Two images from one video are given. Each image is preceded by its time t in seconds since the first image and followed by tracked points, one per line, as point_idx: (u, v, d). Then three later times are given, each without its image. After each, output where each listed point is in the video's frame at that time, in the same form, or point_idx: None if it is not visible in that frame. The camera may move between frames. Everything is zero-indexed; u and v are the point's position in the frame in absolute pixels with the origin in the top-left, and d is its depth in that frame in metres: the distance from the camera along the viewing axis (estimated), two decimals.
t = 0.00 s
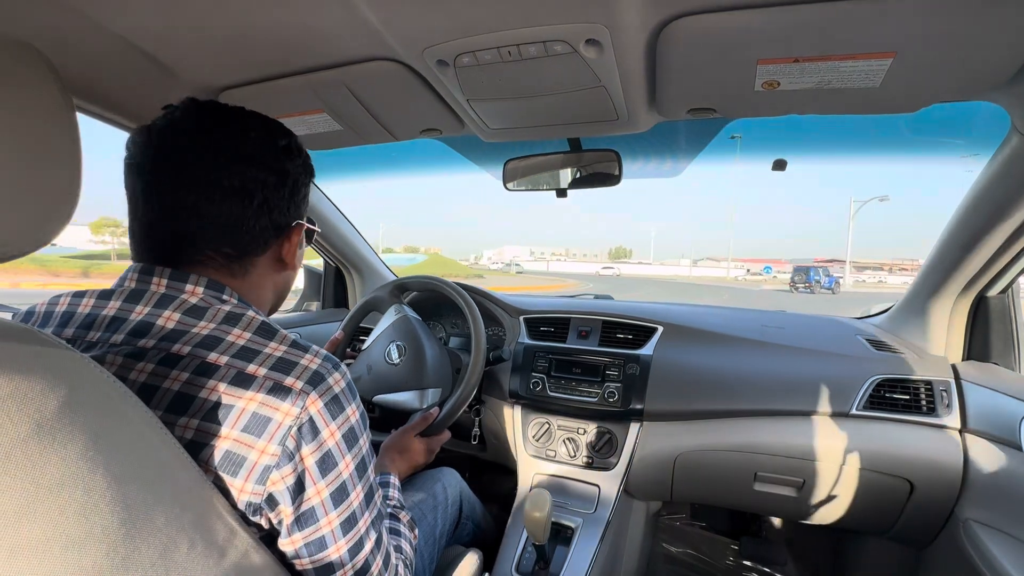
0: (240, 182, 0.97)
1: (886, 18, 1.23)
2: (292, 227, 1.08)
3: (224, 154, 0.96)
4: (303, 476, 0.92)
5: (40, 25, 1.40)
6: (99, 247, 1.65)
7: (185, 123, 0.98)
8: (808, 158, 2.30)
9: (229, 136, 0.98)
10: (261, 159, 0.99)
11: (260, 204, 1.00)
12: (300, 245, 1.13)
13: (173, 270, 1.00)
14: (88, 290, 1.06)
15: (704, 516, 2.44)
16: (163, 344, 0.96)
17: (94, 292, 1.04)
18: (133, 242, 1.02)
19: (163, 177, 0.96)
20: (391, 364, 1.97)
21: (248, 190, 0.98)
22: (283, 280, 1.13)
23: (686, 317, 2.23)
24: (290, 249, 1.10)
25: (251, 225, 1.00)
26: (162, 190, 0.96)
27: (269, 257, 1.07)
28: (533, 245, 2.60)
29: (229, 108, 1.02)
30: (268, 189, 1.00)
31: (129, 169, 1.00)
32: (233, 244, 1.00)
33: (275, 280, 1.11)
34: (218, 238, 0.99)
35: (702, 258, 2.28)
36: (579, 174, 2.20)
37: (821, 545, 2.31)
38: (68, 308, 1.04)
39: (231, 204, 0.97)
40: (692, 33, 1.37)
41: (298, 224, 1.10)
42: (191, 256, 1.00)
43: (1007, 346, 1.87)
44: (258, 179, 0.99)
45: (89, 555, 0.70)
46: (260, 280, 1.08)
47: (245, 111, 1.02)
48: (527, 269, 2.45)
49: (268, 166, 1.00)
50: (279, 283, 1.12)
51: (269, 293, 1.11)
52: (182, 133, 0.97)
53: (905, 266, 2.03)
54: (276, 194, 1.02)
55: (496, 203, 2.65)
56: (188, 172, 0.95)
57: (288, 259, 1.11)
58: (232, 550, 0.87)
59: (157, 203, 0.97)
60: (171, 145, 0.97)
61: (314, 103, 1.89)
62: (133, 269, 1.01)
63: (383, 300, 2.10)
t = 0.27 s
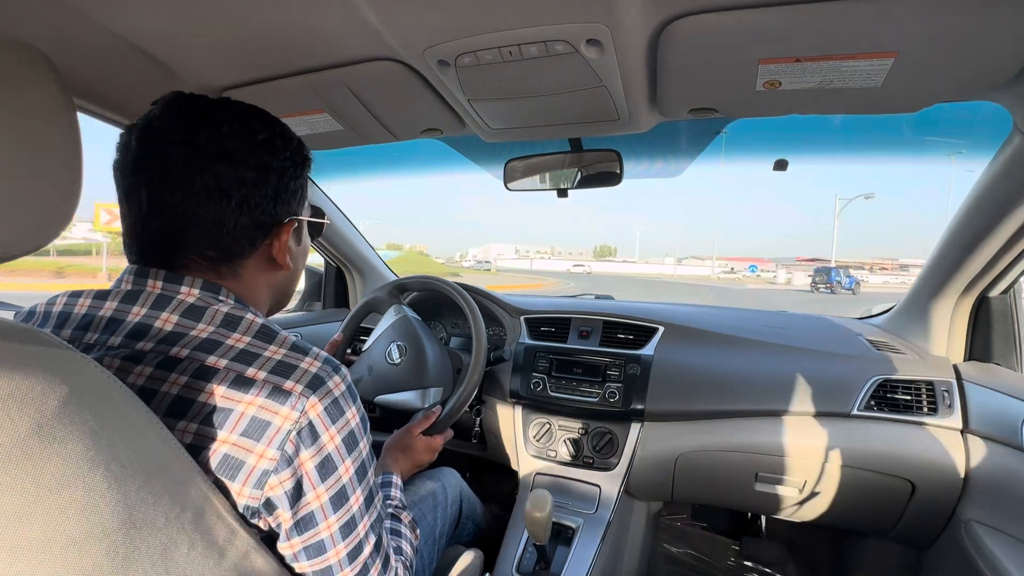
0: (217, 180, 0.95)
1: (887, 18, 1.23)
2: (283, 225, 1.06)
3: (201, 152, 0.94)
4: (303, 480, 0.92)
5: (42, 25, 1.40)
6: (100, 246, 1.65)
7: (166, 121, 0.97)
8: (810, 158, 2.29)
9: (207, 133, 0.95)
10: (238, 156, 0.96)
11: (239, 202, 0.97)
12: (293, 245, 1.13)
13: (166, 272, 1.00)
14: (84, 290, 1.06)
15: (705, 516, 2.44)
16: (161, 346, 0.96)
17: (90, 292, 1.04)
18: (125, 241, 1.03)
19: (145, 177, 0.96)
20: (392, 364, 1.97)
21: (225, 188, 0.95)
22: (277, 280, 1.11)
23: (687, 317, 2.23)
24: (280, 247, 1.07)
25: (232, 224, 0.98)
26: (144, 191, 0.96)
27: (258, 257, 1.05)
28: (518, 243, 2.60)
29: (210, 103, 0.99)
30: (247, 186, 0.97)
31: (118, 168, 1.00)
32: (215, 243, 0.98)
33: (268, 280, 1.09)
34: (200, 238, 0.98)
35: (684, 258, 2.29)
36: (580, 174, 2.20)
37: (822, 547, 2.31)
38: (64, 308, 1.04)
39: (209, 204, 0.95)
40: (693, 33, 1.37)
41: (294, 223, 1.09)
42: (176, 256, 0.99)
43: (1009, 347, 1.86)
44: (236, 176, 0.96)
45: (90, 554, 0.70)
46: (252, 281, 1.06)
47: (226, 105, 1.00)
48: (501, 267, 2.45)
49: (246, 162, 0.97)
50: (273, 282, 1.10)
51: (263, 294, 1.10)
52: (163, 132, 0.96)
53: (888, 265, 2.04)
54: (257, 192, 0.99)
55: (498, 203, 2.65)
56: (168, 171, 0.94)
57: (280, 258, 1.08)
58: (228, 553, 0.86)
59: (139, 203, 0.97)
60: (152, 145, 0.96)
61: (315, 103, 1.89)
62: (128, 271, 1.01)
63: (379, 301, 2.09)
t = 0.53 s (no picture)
0: (214, 177, 0.95)
1: (891, 17, 1.23)
2: (281, 221, 1.06)
3: (198, 149, 0.95)
4: (304, 479, 0.93)
5: (47, 25, 1.41)
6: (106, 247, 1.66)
7: (163, 119, 0.97)
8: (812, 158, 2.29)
9: (203, 129, 0.96)
10: (234, 152, 0.96)
11: (236, 198, 0.97)
12: (292, 242, 1.13)
13: (165, 271, 1.00)
14: (84, 289, 1.06)
15: (706, 516, 2.44)
16: (162, 345, 0.97)
17: (90, 291, 1.05)
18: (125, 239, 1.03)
19: (143, 176, 0.96)
20: (395, 363, 1.98)
21: (222, 185, 0.96)
22: (277, 277, 1.11)
23: (689, 317, 2.23)
24: (279, 245, 1.07)
25: (230, 221, 0.98)
26: (142, 190, 0.96)
27: (256, 254, 1.05)
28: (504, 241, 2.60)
29: (207, 100, 1.00)
30: (244, 182, 0.98)
31: (117, 168, 1.01)
32: (213, 240, 0.99)
33: (268, 277, 1.09)
34: (198, 235, 0.98)
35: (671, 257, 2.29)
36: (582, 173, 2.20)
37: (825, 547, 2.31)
38: (64, 307, 1.05)
39: (206, 200, 0.96)
40: (696, 32, 1.36)
41: (293, 219, 1.09)
42: (175, 253, 1.00)
43: (1013, 346, 1.86)
44: (233, 172, 0.96)
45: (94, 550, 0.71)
46: (251, 278, 1.06)
47: (223, 101, 1.00)
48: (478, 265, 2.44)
49: (242, 157, 0.97)
50: (272, 280, 1.10)
51: (262, 291, 1.10)
52: (161, 130, 0.97)
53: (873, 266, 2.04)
54: (254, 187, 0.99)
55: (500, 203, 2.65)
56: (165, 169, 0.95)
57: (279, 255, 1.08)
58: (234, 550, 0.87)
59: (138, 201, 0.97)
60: (151, 143, 0.96)
61: (318, 102, 1.89)
62: (129, 270, 1.01)
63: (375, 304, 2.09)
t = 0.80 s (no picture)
0: (242, 181, 0.97)
1: (891, 16, 1.23)
2: (296, 224, 1.08)
3: (226, 154, 0.96)
4: (305, 484, 0.93)
5: (48, 26, 1.41)
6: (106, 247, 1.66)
7: (185, 120, 0.96)
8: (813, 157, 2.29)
9: (231, 135, 0.97)
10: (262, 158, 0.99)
11: (261, 203, 1.00)
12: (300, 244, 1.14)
13: (172, 272, 1.00)
14: (86, 290, 1.06)
15: (707, 516, 2.45)
16: (164, 347, 0.97)
17: (92, 292, 1.05)
18: (133, 240, 1.02)
19: (164, 177, 0.96)
20: (397, 363, 2.00)
21: (249, 190, 0.98)
22: (286, 278, 1.12)
23: (690, 316, 2.23)
24: (293, 248, 1.09)
25: (253, 225, 1.00)
26: (162, 191, 0.96)
27: (272, 256, 1.06)
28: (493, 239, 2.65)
29: (229, 104, 1.01)
30: (268, 186, 1.00)
31: (129, 166, 0.99)
32: (236, 243, 1.00)
33: (278, 279, 1.10)
34: (220, 238, 0.99)
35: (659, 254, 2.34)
36: (583, 173, 2.20)
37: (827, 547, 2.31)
38: (66, 308, 1.05)
39: (233, 204, 0.97)
40: (696, 32, 1.36)
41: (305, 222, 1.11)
42: (192, 254, 1.00)
43: (1014, 345, 1.85)
44: (260, 179, 0.99)
45: (96, 549, 0.71)
46: (262, 279, 1.07)
47: (244, 106, 1.01)
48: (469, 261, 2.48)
49: (268, 164, 1.00)
50: (282, 281, 1.11)
51: (270, 293, 1.10)
52: (184, 131, 0.96)
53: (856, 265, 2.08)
54: (277, 193, 1.02)
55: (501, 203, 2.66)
56: (192, 171, 0.95)
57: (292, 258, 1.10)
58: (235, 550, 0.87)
59: (157, 202, 0.96)
60: (173, 144, 0.96)
61: (318, 103, 1.89)
62: (132, 269, 1.01)
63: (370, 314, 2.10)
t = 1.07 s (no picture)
0: (283, 187, 1.04)
1: (892, 14, 1.22)
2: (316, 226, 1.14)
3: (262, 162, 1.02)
4: (316, 483, 0.93)
5: (47, 26, 1.41)
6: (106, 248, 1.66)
7: (219, 133, 1.02)
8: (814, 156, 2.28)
9: (265, 145, 1.03)
10: (292, 169, 1.06)
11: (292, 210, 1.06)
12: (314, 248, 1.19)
13: (198, 272, 1.02)
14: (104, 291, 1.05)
15: (709, 515, 2.47)
16: (181, 345, 0.96)
17: (111, 292, 1.04)
18: (168, 250, 1.04)
19: (202, 184, 1.00)
20: (398, 363, 2.01)
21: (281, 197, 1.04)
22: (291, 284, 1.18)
23: (691, 315, 2.22)
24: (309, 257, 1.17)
25: (283, 231, 1.06)
26: (210, 197, 0.99)
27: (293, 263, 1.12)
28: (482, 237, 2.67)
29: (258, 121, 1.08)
30: (302, 192, 1.07)
31: (162, 177, 1.02)
32: (275, 246, 1.06)
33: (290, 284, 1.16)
34: (252, 243, 1.03)
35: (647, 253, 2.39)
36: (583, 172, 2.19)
37: (828, 546, 2.30)
38: (82, 308, 1.04)
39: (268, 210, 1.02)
40: (696, 30, 1.36)
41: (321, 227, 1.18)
42: (224, 261, 1.03)
43: (1015, 344, 1.85)
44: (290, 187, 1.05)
45: (95, 550, 0.70)
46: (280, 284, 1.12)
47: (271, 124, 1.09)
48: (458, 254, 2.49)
49: (298, 175, 1.07)
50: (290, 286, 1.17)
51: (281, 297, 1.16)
52: (228, 142, 1.01)
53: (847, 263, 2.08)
54: (304, 202, 1.08)
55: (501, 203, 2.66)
56: (239, 177, 1.00)
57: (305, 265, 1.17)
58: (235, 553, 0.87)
59: (194, 209, 1.00)
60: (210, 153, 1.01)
61: (318, 102, 1.89)
62: (154, 267, 1.02)
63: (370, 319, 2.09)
